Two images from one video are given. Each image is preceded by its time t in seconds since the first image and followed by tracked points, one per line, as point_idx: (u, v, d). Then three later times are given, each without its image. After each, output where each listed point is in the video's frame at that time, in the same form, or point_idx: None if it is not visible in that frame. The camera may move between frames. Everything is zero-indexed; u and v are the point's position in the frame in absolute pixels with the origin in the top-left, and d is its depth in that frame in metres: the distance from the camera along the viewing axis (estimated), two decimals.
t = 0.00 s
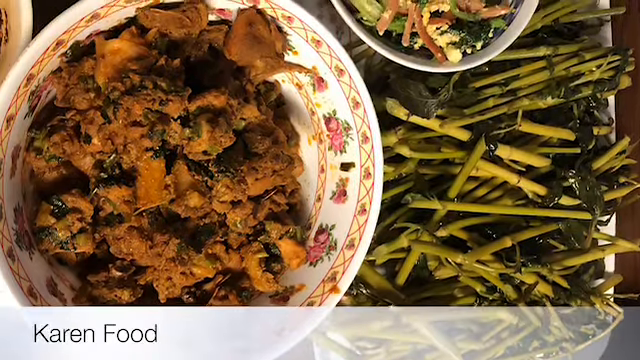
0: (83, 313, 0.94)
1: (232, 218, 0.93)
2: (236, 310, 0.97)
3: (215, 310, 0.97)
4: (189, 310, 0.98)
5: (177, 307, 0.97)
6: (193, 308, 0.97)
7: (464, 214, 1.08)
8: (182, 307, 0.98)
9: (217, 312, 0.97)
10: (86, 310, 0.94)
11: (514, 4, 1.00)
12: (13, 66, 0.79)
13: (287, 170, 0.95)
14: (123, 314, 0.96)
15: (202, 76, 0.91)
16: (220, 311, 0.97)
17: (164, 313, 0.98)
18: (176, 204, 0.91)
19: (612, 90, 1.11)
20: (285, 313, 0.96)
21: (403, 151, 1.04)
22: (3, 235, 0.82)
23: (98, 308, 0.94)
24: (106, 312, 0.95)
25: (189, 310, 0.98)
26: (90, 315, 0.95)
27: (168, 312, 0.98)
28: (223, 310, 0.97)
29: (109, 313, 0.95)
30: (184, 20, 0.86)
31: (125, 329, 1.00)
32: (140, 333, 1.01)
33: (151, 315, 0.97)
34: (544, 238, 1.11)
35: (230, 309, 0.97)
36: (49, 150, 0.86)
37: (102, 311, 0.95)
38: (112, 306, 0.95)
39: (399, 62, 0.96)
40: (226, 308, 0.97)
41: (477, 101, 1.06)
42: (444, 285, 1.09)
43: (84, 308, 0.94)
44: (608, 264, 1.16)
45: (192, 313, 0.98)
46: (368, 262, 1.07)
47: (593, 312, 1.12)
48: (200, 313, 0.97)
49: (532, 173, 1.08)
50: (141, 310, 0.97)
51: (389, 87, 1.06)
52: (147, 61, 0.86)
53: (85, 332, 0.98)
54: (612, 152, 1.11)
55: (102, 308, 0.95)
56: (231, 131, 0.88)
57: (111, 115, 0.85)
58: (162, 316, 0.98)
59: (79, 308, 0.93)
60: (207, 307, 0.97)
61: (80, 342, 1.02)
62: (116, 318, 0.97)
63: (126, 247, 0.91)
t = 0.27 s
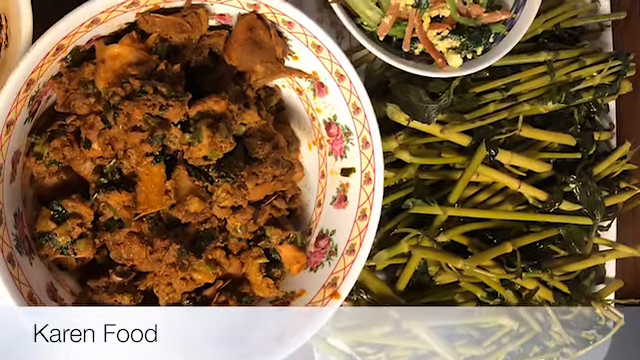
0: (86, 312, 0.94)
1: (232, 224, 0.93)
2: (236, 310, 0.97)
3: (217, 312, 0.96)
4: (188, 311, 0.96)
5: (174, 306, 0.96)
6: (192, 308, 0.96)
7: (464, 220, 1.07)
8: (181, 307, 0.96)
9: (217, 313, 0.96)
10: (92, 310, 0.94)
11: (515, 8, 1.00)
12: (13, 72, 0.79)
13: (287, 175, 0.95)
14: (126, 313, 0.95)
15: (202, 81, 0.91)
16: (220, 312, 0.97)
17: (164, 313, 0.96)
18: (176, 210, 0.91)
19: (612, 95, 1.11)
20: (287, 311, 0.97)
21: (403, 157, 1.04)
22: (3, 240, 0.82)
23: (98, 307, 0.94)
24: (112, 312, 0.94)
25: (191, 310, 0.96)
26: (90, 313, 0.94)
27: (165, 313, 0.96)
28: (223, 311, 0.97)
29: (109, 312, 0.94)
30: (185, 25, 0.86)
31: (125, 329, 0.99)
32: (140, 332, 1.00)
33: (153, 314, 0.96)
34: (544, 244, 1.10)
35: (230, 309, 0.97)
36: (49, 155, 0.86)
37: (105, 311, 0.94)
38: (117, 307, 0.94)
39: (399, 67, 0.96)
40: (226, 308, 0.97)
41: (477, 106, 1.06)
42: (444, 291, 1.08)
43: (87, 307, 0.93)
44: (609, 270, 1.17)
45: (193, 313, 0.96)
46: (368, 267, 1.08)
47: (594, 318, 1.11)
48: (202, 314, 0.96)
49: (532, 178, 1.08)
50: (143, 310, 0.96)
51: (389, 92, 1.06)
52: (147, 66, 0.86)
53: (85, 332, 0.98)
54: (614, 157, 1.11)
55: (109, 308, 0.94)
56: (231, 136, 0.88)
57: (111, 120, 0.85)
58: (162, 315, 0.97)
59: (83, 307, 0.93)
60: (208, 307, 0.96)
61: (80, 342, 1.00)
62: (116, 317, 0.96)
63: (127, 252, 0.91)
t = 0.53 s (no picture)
0: (87, 312, 0.94)
1: (232, 229, 0.92)
2: (241, 310, 0.97)
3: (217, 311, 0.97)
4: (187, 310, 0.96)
5: (170, 307, 0.95)
6: (192, 308, 0.96)
7: (465, 225, 1.07)
8: (181, 308, 0.96)
9: (219, 313, 0.97)
10: (93, 310, 0.93)
11: (515, 13, 0.99)
12: (13, 77, 0.79)
13: (288, 180, 0.95)
14: (125, 313, 0.94)
15: (203, 86, 0.91)
16: (223, 312, 0.97)
17: (163, 313, 0.96)
18: (176, 215, 0.91)
19: (613, 100, 1.10)
20: (290, 313, 0.96)
21: (404, 162, 1.03)
22: (3, 246, 0.82)
23: (101, 307, 0.93)
24: (113, 312, 0.94)
25: (195, 310, 0.97)
26: (91, 314, 0.94)
27: (161, 313, 0.96)
28: (225, 310, 0.97)
29: (111, 312, 0.94)
30: (186, 30, 0.86)
31: (125, 329, 0.98)
32: (140, 333, 1.00)
33: (151, 313, 0.96)
34: (545, 249, 1.10)
35: (234, 309, 0.97)
36: (49, 161, 0.86)
37: (105, 311, 0.94)
38: (121, 307, 0.94)
39: (400, 71, 0.96)
40: (228, 308, 0.97)
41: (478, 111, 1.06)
42: (444, 297, 1.08)
43: (87, 307, 0.93)
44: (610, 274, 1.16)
45: (194, 312, 0.97)
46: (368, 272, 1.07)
47: (595, 323, 1.11)
48: (205, 313, 0.97)
49: (533, 184, 1.08)
50: (140, 311, 0.95)
51: (390, 97, 1.06)
52: (147, 71, 0.86)
53: (85, 332, 0.97)
54: (614, 162, 1.11)
55: (110, 308, 0.93)
56: (231, 142, 0.88)
57: (111, 125, 0.85)
58: (162, 316, 0.96)
59: (85, 307, 0.93)
60: (209, 308, 0.97)
61: (80, 342, 1.00)
62: (115, 317, 0.95)
63: (127, 257, 0.90)
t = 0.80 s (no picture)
0: (83, 312, 0.93)
1: (232, 234, 0.92)
2: (244, 309, 0.97)
3: (220, 311, 0.96)
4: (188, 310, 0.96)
5: (168, 307, 0.94)
6: (189, 307, 0.96)
7: (465, 230, 1.07)
8: (183, 307, 0.95)
9: (220, 313, 0.96)
10: (88, 311, 0.93)
11: (516, 18, 0.99)
12: (13, 82, 0.79)
13: (288, 185, 0.95)
14: (124, 314, 0.94)
15: (203, 92, 0.90)
16: (225, 312, 0.97)
17: (162, 312, 0.95)
18: (176, 220, 0.90)
19: (614, 105, 1.10)
20: (290, 315, 0.97)
21: (405, 167, 1.03)
22: (3, 251, 0.82)
23: (96, 307, 0.93)
24: (108, 313, 0.94)
25: (199, 310, 0.96)
26: (88, 314, 0.94)
27: (160, 313, 0.95)
28: (227, 310, 0.97)
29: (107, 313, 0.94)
30: (185, 35, 0.86)
31: (125, 329, 0.96)
32: (140, 333, 0.98)
33: (150, 313, 0.95)
34: (546, 254, 1.09)
35: (236, 309, 0.97)
36: (49, 166, 0.86)
37: (100, 312, 0.93)
38: (112, 306, 0.94)
39: (400, 76, 0.96)
40: (232, 308, 0.97)
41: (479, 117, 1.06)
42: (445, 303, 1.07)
43: (84, 308, 0.93)
44: (611, 279, 1.15)
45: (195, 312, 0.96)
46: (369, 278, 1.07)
47: (595, 329, 1.11)
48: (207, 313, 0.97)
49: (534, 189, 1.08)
50: (139, 311, 0.94)
51: (391, 102, 1.06)
52: (148, 76, 0.86)
53: (85, 332, 0.96)
54: (615, 168, 1.10)
55: (105, 309, 0.93)
56: (232, 147, 0.88)
57: (112, 131, 0.85)
58: (161, 315, 0.95)
59: (82, 308, 0.93)
60: (209, 309, 0.96)
61: (80, 342, 0.99)
62: (115, 317, 0.95)
63: (127, 263, 0.90)
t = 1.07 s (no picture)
0: (85, 312, 0.93)
1: (232, 239, 0.92)
2: (245, 310, 0.96)
3: (221, 310, 0.96)
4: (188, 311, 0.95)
5: (168, 307, 0.94)
6: (187, 308, 0.95)
7: (466, 236, 1.06)
8: (181, 307, 0.94)
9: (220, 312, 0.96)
10: (89, 310, 0.93)
11: (516, 24, 1.00)
12: (13, 87, 0.79)
13: (289, 190, 0.94)
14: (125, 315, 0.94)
15: (203, 96, 0.90)
16: (225, 312, 0.96)
17: (160, 313, 0.94)
18: (176, 226, 0.90)
19: (614, 110, 1.10)
20: (290, 321, 0.96)
21: (405, 172, 1.03)
22: (3, 257, 0.82)
23: (97, 307, 0.93)
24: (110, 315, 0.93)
25: (199, 310, 0.96)
26: (89, 313, 0.93)
27: (159, 313, 0.94)
28: (226, 310, 0.96)
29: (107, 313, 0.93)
30: (185, 40, 0.86)
31: (125, 329, 0.96)
32: (140, 332, 0.97)
33: (149, 312, 0.94)
34: (546, 260, 1.09)
35: (237, 310, 0.96)
36: (49, 171, 0.86)
37: (103, 312, 0.93)
38: (113, 306, 0.93)
39: (400, 81, 0.96)
40: (233, 309, 0.96)
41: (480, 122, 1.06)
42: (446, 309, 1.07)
43: (86, 308, 0.92)
44: (611, 284, 1.15)
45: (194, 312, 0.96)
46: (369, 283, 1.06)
47: (596, 334, 1.11)
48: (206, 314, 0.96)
49: (534, 194, 1.08)
50: (137, 312, 0.94)
51: (391, 108, 1.05)
52: (148, 81, 0.86)
53: (85, 332, 0.96)
54: (614, 173, 1.10)
55: (105, 308, 0.93)
56: (232, 152, 0.88)
57: (112, 136, 0.85)
58: (161, 315, 0.95)
59: (82, 307, 0.92)
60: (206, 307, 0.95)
61: (80, 342, 0.98)
62: (115, 318, 0.94)
63: (127, 268, 0.90)
